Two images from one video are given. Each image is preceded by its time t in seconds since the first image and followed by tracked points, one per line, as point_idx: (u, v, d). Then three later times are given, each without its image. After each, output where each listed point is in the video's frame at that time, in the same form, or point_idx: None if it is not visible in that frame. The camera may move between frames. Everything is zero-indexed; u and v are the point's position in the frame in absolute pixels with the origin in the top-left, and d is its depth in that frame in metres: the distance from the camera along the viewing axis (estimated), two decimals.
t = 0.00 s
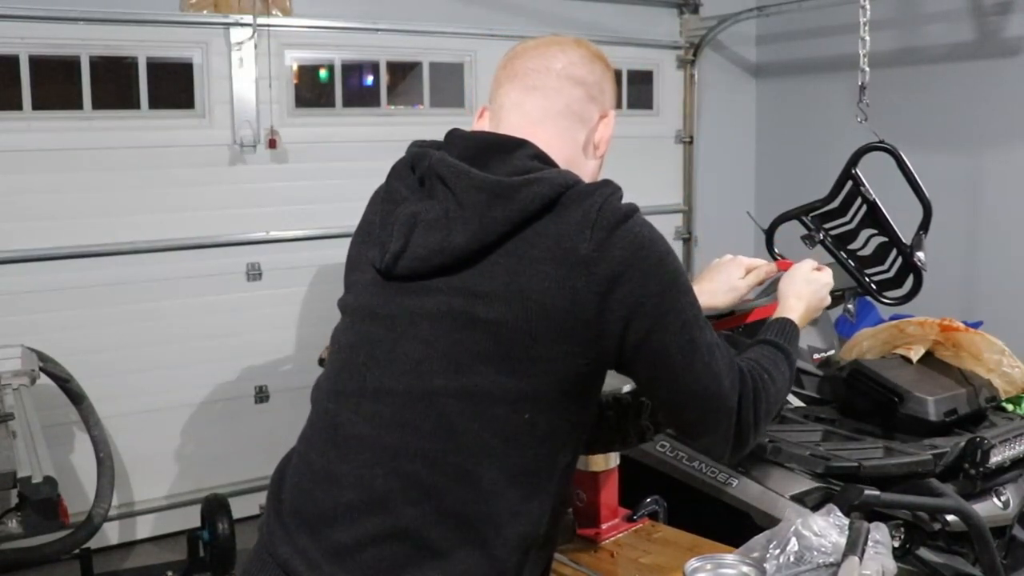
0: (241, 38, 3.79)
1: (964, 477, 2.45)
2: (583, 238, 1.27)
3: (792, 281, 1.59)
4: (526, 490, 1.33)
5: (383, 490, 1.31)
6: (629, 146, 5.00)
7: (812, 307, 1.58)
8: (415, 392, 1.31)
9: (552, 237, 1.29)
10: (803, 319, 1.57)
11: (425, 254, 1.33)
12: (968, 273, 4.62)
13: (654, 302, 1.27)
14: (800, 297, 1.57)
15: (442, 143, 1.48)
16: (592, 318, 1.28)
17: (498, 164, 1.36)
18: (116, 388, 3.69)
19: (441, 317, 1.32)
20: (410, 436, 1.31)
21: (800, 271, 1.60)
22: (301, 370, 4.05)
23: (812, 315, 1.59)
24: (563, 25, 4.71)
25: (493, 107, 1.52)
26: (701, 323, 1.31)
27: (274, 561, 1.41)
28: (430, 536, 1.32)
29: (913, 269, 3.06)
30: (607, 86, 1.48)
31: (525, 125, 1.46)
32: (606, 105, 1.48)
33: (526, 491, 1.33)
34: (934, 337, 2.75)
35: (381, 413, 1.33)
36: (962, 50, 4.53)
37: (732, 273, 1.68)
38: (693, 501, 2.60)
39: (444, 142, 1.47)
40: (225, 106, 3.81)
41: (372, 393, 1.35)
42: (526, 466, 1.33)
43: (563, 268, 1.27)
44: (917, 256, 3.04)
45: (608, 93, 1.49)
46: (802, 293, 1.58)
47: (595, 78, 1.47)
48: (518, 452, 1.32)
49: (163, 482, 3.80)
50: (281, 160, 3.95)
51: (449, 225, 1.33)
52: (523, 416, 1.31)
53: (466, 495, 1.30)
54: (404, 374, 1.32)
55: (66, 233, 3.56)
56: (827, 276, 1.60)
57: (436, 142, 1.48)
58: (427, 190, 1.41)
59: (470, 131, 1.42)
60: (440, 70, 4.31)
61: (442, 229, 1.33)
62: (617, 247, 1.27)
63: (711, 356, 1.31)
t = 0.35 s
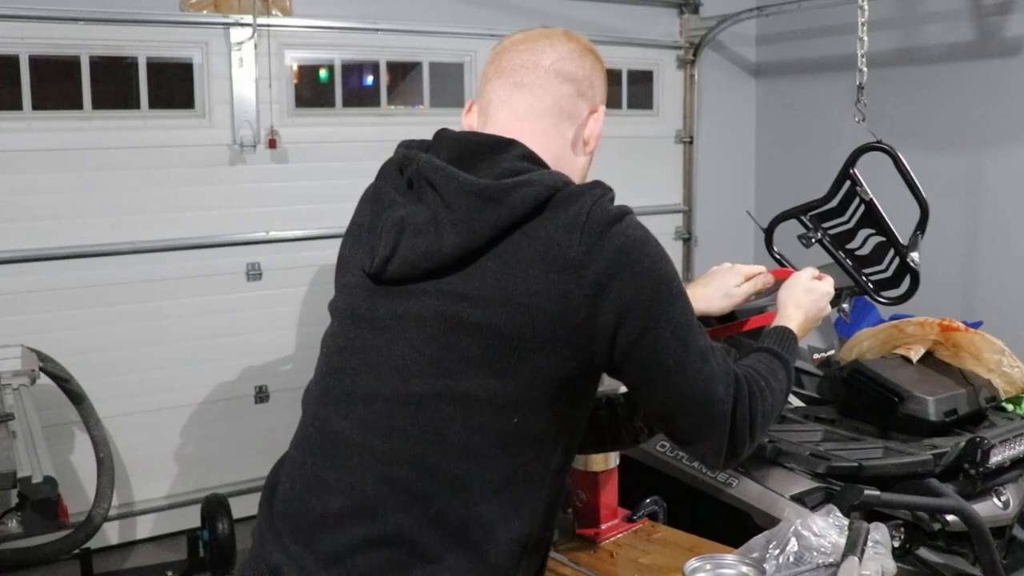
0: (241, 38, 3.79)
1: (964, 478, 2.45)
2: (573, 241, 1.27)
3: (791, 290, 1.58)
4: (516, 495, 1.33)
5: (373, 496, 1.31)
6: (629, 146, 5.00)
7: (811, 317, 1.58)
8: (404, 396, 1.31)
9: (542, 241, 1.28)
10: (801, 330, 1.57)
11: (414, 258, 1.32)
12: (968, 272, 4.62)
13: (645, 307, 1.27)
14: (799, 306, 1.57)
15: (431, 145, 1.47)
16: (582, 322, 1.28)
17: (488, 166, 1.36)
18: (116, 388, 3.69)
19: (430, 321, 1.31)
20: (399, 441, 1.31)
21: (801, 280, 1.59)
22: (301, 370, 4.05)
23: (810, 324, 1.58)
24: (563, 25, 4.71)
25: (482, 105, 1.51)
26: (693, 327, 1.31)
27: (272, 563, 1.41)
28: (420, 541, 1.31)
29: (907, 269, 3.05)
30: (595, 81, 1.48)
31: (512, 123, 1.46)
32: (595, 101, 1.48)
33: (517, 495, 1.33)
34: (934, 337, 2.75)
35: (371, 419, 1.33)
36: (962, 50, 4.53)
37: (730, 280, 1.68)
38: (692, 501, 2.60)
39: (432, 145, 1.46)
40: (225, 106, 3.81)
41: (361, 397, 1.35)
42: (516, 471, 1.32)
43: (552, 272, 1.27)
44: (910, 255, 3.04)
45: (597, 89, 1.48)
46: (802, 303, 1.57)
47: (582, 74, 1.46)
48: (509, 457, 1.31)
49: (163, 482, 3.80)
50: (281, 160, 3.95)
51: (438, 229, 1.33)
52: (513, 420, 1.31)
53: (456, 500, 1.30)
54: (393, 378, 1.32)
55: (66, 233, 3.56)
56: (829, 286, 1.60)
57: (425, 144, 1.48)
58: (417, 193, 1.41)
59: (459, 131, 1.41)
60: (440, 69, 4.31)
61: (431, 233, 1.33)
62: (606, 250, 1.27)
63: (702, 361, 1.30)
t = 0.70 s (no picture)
0: (241, 38, 3.79)
1: (964, 478, 2.45)
2: (558, 240, 1.26)
3: (791, 289, 1.58)
4: (509, 494, 1.32)
5: (362, 499, 1.29)
6: (630, 146, 5.00)
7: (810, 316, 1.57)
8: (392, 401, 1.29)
9: (526, 241, 1.27)
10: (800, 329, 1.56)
11: (399, 263, 1.30)
12: (967, 273, 4.62)
13: (631, 303, 1.27)
14: (798, 304, 1.56)
15: (413, 146, 1.45)
16: (569, 320, 1.27)
17: (469, 167, 1.35)
18: (116, 388, 3.69)
19: (414, 325, 1.29)
20: (388, 444, 1.29)
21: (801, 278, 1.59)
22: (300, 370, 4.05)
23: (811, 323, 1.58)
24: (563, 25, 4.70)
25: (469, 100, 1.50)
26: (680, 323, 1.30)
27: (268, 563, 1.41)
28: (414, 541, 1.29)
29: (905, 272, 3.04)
30: (582, 78, 1.44)
31: (493, 123, 1.44)
32: (582, 99, 1.45)
33: (509, 495, 1.32)
34: (934, 337, 2.75)
35: (357, 426, 1.30)
36: (962, 50, 4.53)
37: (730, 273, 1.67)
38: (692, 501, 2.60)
39: (413, 147, 1.44)
40: (225, 106, 3.81)
41: (347, 405, 1.31)
42: (507, 470, 1.31)
43: (538, 271, 1.26)
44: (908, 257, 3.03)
45: (586, 87, 1.45)
46: (801, 301, 1.57)
47: (568, 71, 1.43)
48: (498, 457, 1.31)
49: (163, 482, 3.80)
50: (281, 160, 3.95)
51: (423, 232, 1.31)
52: (500, 420, 1.30)
53: (448, 501, 1.28)
54: (378, 383, 1.30)
55: (67, 233, 3.56)
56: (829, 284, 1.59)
57: (406, 146, 1.45)
58: (399, 196, 1.39)
59: (439, 135, 1.40)
60: (440, 69, 4.31)
61: (416, 236, 1.31)
62: (592, 248, 1.26)
63: (690, 356, 1.30)
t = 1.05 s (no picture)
0: (241, 38, 3.79)
1: (964, 478, 2.45)
2: (517, 246, 1.26)
3: (784, 287, 1.58)
4: (483, 502, 1.32)
5: (336, 515, 1.30)
6: (630, 147, 5.00)
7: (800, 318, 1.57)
8: (356, 413, 1.29)
9: (486, 247, 1.27)
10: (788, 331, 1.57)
11: (355, 272, 1.31)
12: (968, 272, 4.62)
13: (594, 309, 1.27)
14: (789, 305, 1.56)
15: (367, 155, 1.46)
16: (533, 327, 1.27)
17: (426, 172, 1.35)
18: (115, 388, 3.68)
19: (375, 336, 1.29)
20: (355, 457, 1.29)
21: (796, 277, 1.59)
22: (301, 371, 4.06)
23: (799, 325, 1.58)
24: (563, 25, 4.70)
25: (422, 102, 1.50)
26: (647, 326, 1.30)
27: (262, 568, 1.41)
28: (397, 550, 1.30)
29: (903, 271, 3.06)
30: (535, 70, 1.44)
31: (448, 120, 1.43)
32: (536, 90, 1.45)
33: (483, 502, 1.32)
34: (934, 337, 2.75)
35: (324, 442, 1.31)
36: (962, 50, 4.53)
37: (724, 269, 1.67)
38: (693, 500, 2.60)
39: (368, 156, 1.45)
40: (225, 106, 3.81)
41: (312, 421, 1.32)
42: (479, 476, 1.32)
43: (498, 278, 1.26)
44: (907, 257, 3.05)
45: (538, 78, 1.45)
46: (792, 303, 1.57)
47: (520, 62, 1.43)
48: (468, 464, 1.31)
49: (163, 483, 3.80)
50: (281, 160, 3.95)
51: (379, 240, 1.31)
52: (468, 429, 1.30)
53: (420, 512, 1.29)
54: (341, 398, 1.30)
55: (67, 233, 3.56)
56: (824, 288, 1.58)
57: (360, 155, 1.47)
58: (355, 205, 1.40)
59: (393, 142, 1.40)
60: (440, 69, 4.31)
61: (371, 244, 1.32)
62: (553, 254, 1.25)
63: (657, 360, 1.30)
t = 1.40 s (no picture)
0: (241, 38, 3.79)
1: (964, 478, 2.45)
2: (504, 243, 1.25)
3: (781, 283, 1.58)
4: (478, 502, 1.32)
5: (332, 516, 1.29)
6: (630, 146, 5.00)
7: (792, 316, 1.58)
8: (348, 415, 1.28)
9: (473, 245, 1.26)
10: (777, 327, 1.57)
11: (345, 273, 1.31)
12: (967, 272, 4.63)
13: (583, 308, 1.26)
14: (782, 302, 1.57)
15: (355, 157, 1.46)
16: (522, 325, 1.26)
17: (414, 173, 1.35)
18: (115, 388, 3.68)
19: (365, 338, 1.29)
20: (347, 457, 1.29)
21: (795, 274, 1.59)
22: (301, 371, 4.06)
23: (790, 323, 1.59)
24: (563, 25, 4.69)
25: (412, 106, 1.49)
26: (636, 325, 1.29)
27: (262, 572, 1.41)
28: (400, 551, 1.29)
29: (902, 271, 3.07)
30: (524, 72, 1.44)
31: (437, 121, 1.43)
32: (525, 93, 1.44)
33: (477, 502, 1.31)
34: (934, 337, 2.75)
35: (317, 445, 1.30)
36: (962, 50, 4.54)
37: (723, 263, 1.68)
38: (693, 500, 2.61)
39: (355, 158, 1.45)
40: (225, 106, 3.81)
41: (304, 423, 1.31)
42: (473, 477, 1.31)
43: (486, 276, 1.25)
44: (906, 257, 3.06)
45: (527, 79, 1.45)
46: (787, 301, 1.57)
47: (509, 64, 1.43)
48: (461, 465, 1.30)
49: (163, 482, 3.80)
50: (281, 160, 3.95)
51: (368, 240, 1.31)
52: (457, 430, 1.29)
53: (413, 514, 1.28)
54: (333, 400, 1.29)
55: (67, 233, 3.55)
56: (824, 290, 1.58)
57: (348, 157, 1.47)
58: (342, 206, 1.39)
59: (380, 144, 1.40)
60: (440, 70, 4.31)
61: (360, 244, 1.32)
62: (540, 252, 1.24)
63: (645, 360, 1.30)
